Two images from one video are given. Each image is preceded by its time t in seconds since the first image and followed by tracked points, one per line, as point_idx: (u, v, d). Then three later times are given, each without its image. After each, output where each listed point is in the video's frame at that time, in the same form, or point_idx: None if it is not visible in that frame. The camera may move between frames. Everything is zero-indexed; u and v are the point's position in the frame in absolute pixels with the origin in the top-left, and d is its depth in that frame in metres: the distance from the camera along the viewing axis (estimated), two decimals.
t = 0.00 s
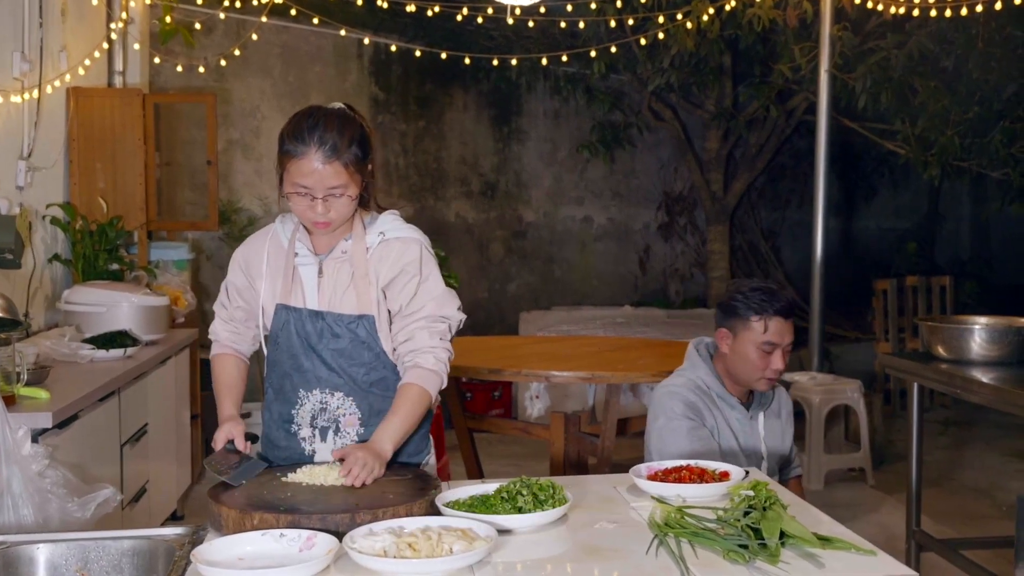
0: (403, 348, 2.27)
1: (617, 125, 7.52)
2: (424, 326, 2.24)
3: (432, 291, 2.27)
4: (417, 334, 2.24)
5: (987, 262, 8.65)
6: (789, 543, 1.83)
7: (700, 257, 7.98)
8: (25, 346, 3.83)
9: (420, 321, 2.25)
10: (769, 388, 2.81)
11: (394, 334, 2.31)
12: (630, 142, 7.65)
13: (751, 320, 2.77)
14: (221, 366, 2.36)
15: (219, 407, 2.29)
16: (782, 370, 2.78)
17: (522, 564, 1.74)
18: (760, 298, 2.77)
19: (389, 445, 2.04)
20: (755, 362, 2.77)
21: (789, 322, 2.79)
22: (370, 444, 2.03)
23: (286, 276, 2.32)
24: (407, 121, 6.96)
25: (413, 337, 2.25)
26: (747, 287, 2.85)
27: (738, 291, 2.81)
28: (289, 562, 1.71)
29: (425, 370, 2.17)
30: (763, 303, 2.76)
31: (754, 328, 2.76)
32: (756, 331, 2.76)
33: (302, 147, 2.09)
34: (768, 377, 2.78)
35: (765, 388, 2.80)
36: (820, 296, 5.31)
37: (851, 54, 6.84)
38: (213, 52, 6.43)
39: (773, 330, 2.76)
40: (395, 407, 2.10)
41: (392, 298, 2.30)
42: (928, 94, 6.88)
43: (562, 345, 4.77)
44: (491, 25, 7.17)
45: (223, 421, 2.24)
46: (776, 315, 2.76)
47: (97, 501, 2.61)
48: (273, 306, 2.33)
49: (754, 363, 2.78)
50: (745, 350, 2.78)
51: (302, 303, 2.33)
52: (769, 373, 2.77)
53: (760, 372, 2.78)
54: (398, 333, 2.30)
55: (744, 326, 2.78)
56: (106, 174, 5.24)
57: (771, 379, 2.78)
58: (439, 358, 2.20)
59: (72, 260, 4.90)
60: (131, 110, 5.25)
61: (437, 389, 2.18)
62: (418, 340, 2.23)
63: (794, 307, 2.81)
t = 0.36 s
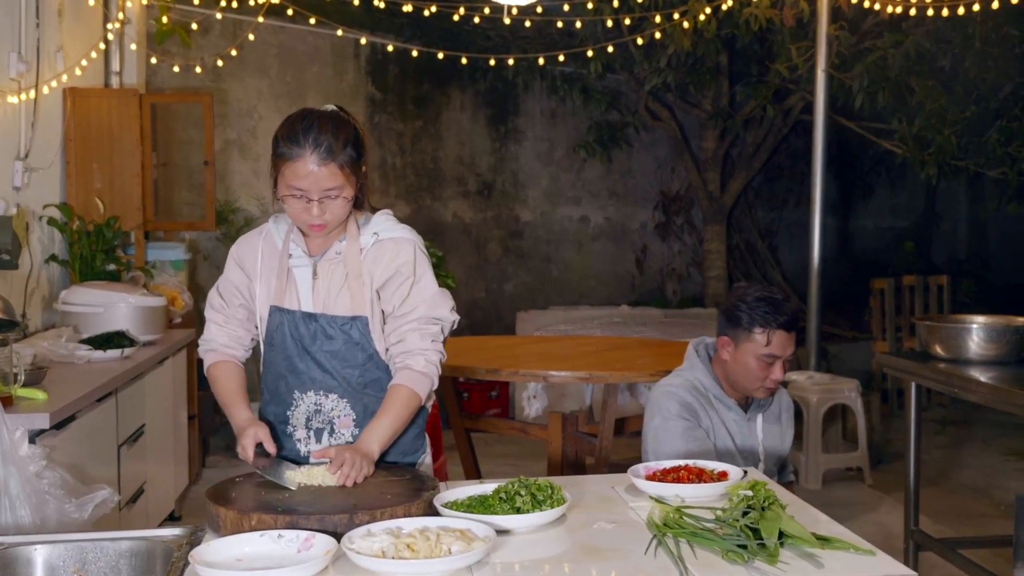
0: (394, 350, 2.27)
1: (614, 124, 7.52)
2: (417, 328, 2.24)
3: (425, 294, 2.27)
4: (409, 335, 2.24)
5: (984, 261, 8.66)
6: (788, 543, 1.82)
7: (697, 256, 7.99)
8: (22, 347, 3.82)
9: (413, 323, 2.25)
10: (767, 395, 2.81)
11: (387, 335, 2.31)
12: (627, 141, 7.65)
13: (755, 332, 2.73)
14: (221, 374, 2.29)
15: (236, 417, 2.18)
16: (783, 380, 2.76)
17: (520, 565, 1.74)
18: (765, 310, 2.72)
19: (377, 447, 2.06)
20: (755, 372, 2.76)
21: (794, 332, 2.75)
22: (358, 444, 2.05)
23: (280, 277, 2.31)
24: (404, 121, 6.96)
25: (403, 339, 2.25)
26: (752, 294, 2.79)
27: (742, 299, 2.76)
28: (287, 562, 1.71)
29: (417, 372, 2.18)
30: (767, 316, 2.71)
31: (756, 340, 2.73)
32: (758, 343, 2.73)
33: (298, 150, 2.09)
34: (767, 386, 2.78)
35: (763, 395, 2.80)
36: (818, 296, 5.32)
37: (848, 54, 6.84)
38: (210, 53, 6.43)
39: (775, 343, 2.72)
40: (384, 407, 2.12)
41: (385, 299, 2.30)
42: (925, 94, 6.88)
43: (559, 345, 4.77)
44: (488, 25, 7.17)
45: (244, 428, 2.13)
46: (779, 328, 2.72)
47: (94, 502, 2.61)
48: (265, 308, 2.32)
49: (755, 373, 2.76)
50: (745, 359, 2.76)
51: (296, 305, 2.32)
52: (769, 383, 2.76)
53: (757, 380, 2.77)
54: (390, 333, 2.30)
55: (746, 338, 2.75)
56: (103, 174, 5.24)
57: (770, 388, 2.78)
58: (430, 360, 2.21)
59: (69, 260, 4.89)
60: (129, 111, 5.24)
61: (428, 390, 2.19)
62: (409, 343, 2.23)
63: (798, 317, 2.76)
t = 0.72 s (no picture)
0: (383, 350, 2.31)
1: (614, 123, 7.53)
2: (408, 330, 2.28)
3: (416, 295, 2.31)
4: (399, 337, 2.28)
5: (984, 261, 8.67)
6: (789, 542, 1.83)
7: (697, 256, 7.99)
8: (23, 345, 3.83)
9: (404, 324, 2.29)
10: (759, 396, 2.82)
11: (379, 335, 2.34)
12: (627, 141, 7.65)
13: (740, 334, 2.74)
14: (231, 387, 2.25)
15: (268, 423, 2.16)
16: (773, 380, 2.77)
17: (520, 564, 1.75)
18: (751, 311, 2.72)
19: (367, 443, 2.12)
20: (744, 373, 2.77)
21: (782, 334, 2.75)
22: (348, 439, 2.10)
23: (272, 283, 2.31)
24: (404, 120, 6.96)
25: (394, 340, 2.29)
26: (740, 295, 2.79)
27: (728, 302, 2.77)
28: (288, 561, 1.71)
29: (408, 374, 2.23)
30: (752, 318, 2.72)
31: (742, 341, 2.74)
32: (745, 345, 2.74)
33: (296, 155, 2.08)
34: (759, 388, 2.79)
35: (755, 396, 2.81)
36: (817, 296, 5.32)
37: (848, 53, 6.84)
38: (210, 52, 6.42)
39: (762, 346, 2.72)
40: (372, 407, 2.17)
41: (377, 300, 2.33)
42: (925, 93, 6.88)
43: (559, 344, 4.77)
44: (488, 24, 7.18)
45: (282, 433, 2.12)
46: (767, 330, 2.72)
47: (96, 499, 2.62)
48: (259, 314, 2.32)
49: (745, 375, 2.77)
50: (734, 362, 2.78)
51: (288, 310, 2.33)
52: (760, 385, 2.77)
53: (746, 381, 2.78)
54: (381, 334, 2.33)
55: (733, 339, 2.76)
56: (103, 173, 5.24)
57: (761, 389, 2.79)
58: (420, 361, 2.26)
59: (70, 259, 4.90)
60: (130, 110, 5.25)
61: (416, 389, 2.24)
62: (399, 343, 2.27)
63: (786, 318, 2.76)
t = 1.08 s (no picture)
0: (375, 346, 2.40)
1: (617, 124, 7.54)
2: (404, 326, 2.40)
3: (407, 292, 2.43)
4: (396, 332, 2.39)
5: (988, 261, 8.67)
6: (793, 543, 1.83)
7: (700, 256, 8.01)
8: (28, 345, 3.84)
9: (400, 320, 2.41)
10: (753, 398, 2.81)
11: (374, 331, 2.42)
12: (630, 141, 7.66)
13: (729, 335, 2.75)
14: (225, 389, 2.22)
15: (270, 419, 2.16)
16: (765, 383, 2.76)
17: (523, 564, 1.75)
18: (741, 312, 2.72)
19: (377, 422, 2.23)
20: (736, 374, 2.78)
21: (773, 334, 2.73)
22: (360, 420, 2.21)
23: (269, 280, 2.31)
24: (407, 120, 6.96)
25: (390, 336, 2.39)
26: (731, 296, 2.78)
27: (720, 304, 2.77)
28: (291, 560, 1.72)
29: (403, 368, 2.35)
30: (743, 320, 2.71)
31: (732, 343, 2.75)
32: (735, 345, 2.74)
33: (311, 144, 2.12)
34: (752, 389, 2.78)
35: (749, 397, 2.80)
36: (820, 295, 5.32)
37: (852, 52, 6.83)
38: (214, 52, 6.43)
39: (750, 346, 2.72)
40: (372, 396, 2.27)
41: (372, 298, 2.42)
42: (929, 92, 6.87)
43: (561, 344, 4.78)
44: (491, 24, 7.18)
45: (288, 424, 2.12)
46: (755, 330, 2.71)
47: (100, 499, 2.63)
48: (255, 314, 2.32)
49: (737, 376, 2.78)
50: (725, 364, 2.79)
51: (284, 308, 2.34)
52: (752, 386, 2.77)
53: (737, 382, 2.78)
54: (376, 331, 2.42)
55: (723, 341, 2.78)
56: (107, 174, 5.25)
57: (755, 390, 2.78)
58: (414, 356, 2.38)
59: (74, 259, 4.91)
60: (134, 110, 5.26)
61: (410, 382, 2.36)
62: (395, 340, 2.39)
63: (778, 317, 2.74)
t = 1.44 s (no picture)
0: (417, 344, 2.48)
1: (620, 124, 7.54)
2: (445, 322, 2.50)
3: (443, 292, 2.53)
4: (440, 328, 2.49)
5: (992, 260, 8.65)
6: (796, 542, 1.82)
7: (703, 256, 8.02)
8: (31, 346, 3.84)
9: (440, 317, 2.50)
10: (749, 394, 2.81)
11: (411, 331, 2.49)
12: (634, 141, 7.67)
13: (721, 331, 2.76)
14: (262, 381, 2.21)
15: (319, 400, 2.15)
16: (758, 378, 2.76)
17: (526, 564, 1.75)
18: (732, 307, 2.73)
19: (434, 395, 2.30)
20: (729, 371, 2.78)
21: (765, 330, 2.74)
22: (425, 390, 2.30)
23: (304, 278, 2.32)
24: (410, 120, 6.97)
25: (432, 333, 2.48)
26: (724, 293, 2.79)
27: (713, 301, 2.78)
28: (294, 560, 1.71)
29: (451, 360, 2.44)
30: (735, 315, 2.72)
31: (723, 338, 2.76)
32: (728, 341, 2.75)
33: (351, 145, 2.14)
34: (745, 386, 2.78)
35: (743, 395, 2.81)
36: (824, 294, 5.31)
37: (855, 52, 6.82)
38: (217, 52, 6.43)
39: (741, 342, 2.73)
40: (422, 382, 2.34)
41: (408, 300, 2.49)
42: (933, 92, 6.85)
43: (564, 344, 4.77)
44: (494, 25, 7.17)
45: (337, 406, 2.13)
46: (747, 328, 2.72)
47: (103, 500, 2.64)
48: (288, 313, 2.31)
49: (729, 374, 2.78)
50: (718, 360, 2.79)
51: (317, 308, 2.34)
52: (745, 383, 2.77)
53: (728, 378, 2.79)
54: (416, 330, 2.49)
55: (715, 337, 2.79)
56: (111, 174, 5.25)
57: (748, 387, 2.78)
58: (457, 350, 2.48)
59: (78, 260, 4.91)
60: (137, 111, 5.26)
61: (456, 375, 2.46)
62: (437, 336, 2.48)
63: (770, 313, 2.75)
